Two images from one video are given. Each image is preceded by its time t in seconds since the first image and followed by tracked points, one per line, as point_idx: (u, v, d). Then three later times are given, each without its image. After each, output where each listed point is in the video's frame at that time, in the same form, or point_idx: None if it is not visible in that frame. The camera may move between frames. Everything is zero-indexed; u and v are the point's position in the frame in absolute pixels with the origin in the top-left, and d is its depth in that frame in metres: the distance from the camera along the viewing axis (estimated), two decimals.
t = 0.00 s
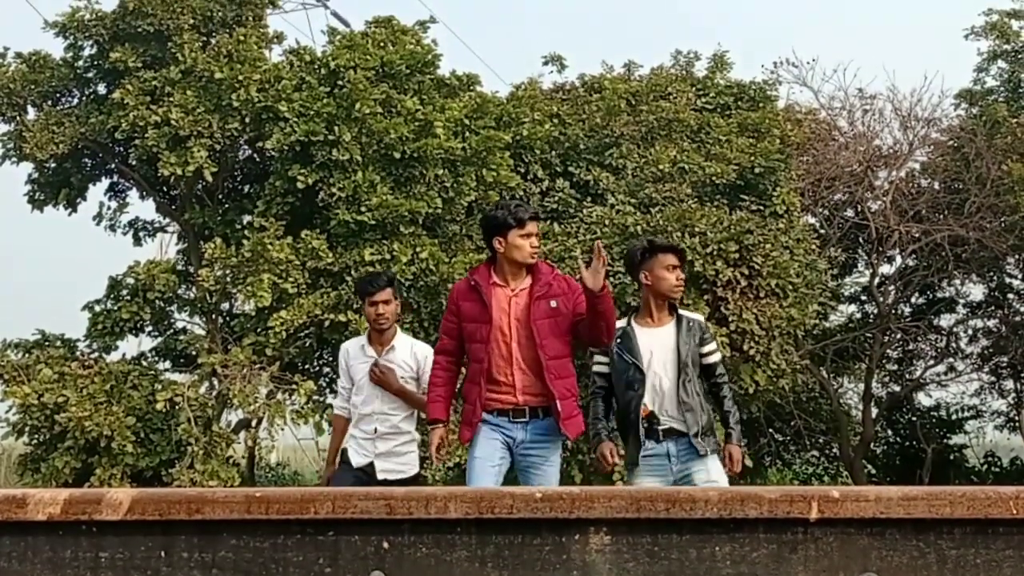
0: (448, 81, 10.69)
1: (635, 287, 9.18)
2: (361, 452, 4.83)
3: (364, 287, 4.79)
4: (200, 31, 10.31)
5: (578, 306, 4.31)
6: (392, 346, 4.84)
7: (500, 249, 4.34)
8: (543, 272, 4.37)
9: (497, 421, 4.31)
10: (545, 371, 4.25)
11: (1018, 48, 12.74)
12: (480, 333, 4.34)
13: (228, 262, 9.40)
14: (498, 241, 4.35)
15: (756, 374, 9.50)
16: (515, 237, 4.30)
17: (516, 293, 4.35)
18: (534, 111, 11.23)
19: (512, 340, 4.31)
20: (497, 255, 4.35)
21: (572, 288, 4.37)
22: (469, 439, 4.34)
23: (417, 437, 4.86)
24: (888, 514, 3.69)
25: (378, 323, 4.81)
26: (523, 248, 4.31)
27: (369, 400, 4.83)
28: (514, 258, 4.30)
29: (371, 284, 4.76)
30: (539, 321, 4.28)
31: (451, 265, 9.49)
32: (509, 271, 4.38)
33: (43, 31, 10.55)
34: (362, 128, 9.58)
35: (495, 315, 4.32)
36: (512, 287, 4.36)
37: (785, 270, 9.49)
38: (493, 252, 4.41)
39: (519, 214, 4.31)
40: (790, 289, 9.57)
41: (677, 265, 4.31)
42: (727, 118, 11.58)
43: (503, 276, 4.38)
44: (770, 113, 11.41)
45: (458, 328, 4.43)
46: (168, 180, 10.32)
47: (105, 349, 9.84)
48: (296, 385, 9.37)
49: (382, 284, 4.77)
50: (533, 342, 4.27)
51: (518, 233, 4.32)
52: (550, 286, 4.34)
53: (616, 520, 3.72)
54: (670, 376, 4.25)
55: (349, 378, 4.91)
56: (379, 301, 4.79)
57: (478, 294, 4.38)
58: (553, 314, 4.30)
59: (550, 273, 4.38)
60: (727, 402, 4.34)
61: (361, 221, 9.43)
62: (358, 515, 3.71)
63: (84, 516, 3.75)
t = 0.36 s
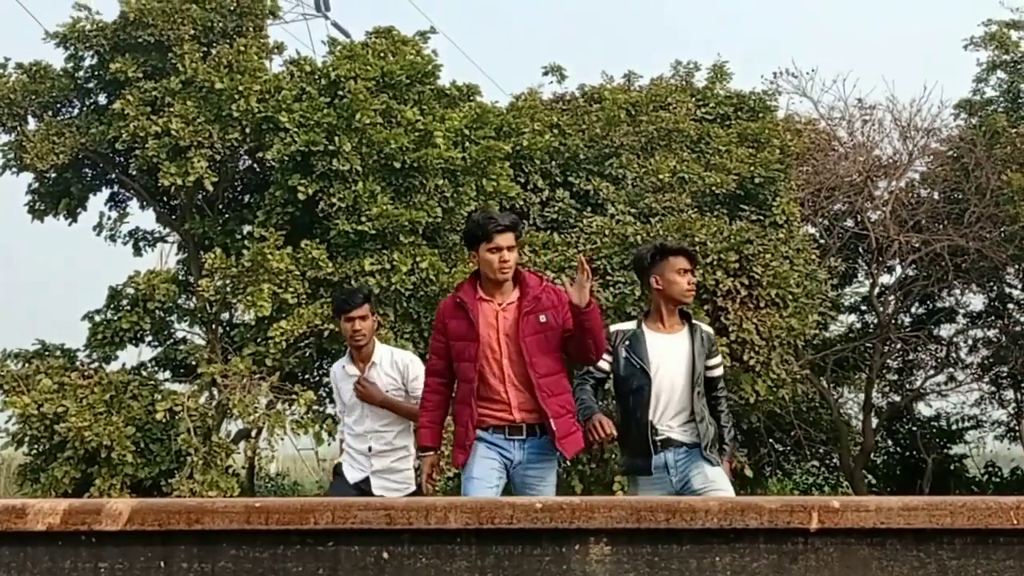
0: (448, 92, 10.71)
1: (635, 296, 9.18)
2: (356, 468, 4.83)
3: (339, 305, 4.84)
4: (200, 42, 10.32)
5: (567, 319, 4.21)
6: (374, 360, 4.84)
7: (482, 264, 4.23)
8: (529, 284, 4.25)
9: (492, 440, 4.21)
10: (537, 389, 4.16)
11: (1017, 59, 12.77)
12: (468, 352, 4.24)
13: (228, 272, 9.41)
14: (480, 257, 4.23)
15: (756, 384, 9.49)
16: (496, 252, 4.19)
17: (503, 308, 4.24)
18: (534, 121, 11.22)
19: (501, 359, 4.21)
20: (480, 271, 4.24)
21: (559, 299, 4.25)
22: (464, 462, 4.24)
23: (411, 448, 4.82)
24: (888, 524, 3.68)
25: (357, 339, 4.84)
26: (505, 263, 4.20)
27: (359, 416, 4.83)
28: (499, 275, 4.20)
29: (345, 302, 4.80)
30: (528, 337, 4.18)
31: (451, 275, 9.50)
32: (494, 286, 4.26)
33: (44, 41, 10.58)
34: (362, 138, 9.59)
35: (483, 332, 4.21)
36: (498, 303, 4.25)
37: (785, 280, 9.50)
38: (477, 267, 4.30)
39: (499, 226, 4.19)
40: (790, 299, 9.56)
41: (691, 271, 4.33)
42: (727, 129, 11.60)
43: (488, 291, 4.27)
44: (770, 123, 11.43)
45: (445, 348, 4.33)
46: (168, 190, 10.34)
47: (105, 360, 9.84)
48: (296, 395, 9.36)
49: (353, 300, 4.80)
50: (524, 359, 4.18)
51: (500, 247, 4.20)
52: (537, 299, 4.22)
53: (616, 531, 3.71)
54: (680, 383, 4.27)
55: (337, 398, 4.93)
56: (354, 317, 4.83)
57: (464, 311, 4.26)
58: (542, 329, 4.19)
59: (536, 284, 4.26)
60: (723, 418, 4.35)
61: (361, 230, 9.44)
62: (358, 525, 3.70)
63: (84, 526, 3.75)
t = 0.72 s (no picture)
0: (448, 101, 10.73)
1: (635, 305, 9.18)
2: (347, 457, 4.81)
3: (314, 290, 4.80)
4: (200, 51, 10.33)
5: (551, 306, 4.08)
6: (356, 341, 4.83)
7: (461, 251, 4.08)
8: (510, 271, 4.12)
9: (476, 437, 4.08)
10: (519, 379, 4.02)
11: (1016, 68, 12.79)
12: (449, 343, 4.09)
13: (228, 282, 9.42)
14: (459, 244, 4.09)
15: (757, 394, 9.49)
16: (476, 237, 4.05)
17: (484, 297, 4.10)
18: (534, 131, 11.24)
19: (483, 349, 4.07)
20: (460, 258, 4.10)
21: (542, 286, 4.13)
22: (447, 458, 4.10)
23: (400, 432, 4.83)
24: (888, 534, 3.67)
25: (335, 323, 4.82)
26: (485, 248, 4.05)
27: (345, 403, 4.81)
28: (478, 262, 4.06)
29: (321, 285, 4.76)
30: (510, 325, 4.04)
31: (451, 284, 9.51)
32: (475, 274, 4.12)
33: (45, 51, 10.60)
34: (362, 148, 9.60)
35: (463, 322, 4.07)
36: (479, 291, 4.11)
37: (785, 289, 9.51)
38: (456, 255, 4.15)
39: (479, 211, 4.05)
40: (790, 309, 9.56)
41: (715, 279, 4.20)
42: (727, 139, 11.61)
43: (468, 280, 4.13)
44: (770, 133, 11.44)
45: (425, 339, 4.18)
46: (168, 199, 10.35)
47: (105, 369, 9.84)
48: (296, 405, 9.35)
49: (330, 282, 4.76)
50: (503, 347, 4.03)
51: (479, 232, 4.06)
52: (519, 288, 4.09)
53: (617, 541, 3.70)
54: (701, 395, 4.13)
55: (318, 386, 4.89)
56: (330, 300, 4.80)
57: (444, 301, 4.12)
58: (524, 317, 4.06)
59: (518, 272, 4.13)
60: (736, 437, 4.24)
61: (361, 240, 9.45)
62: (358, 535, 3.69)
63: (83, 536, 3.74)
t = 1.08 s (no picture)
0: (448, 106, 10.76)
1: (635, 310, 9.19)
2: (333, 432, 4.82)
3: (317, 259, 4.78)
4: (200, 56, 10.34)
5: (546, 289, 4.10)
6: (357, 313, 4.88)
7: (460, 233, 4.08)
8: (506, 256, 4.14)
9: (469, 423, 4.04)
10: (514, 363, 4.02)
11: (1016, 73, 12.82)
12: (444, 325, 4.07)
13: (228, 286, 9.42)
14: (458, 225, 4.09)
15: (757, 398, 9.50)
16: (476, 219, 4.05)
17: (480, 281, 4.11)
18: (534, 136, 11.26)
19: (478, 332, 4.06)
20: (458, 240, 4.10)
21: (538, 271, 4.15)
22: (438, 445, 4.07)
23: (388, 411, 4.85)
24: (889, 539, 3.66)
25: (336, 294, 4.83)
26: (485, 229, 4.06)
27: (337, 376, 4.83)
28: (477, 243, 4.06)
29: (325, 255, 4.76)
30: (507, 308, 4.04)
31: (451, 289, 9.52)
32: (471, 257, 4.13)
33: (45, 55, 10.61)
34: (362, 152, 9.63)
35: (459, 305, 4.06)
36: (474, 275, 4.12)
37: (785, 294, 9.53)
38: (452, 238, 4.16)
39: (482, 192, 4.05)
40: (790, 313, 9.56)
41: (729, 263, 4.30)
42: (727, 143, 11.59)
43: (464, 263, 4.13)
44: (770, 137, 11.40)
45: (416, 323, 4.14)
46: (168, 204, 10.35)
47: (105, 374, 9.83)
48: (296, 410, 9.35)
49: (335, 252, 4.76)
50: (498, 330, 4.02)
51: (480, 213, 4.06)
52: (516, 271, 4.10)
53: (617, 545, 3.69)
54: (719, 381, 4.20)
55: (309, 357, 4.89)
56: (333, 269, 4.80)
57: (440, 284, 4.11)
58: (520, 300, 4.07)
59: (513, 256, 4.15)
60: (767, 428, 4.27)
61: (361, 244, 9.45)
62: (358, 539, 3.69)
63: (83, 541, 3.74)
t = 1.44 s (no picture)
0: (448, 107, 10.77)
1: (634, 312, 9.19)
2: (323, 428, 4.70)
3: (322, 253, 4.70)
4: (200, 58, 10.34)
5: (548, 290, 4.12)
6: (361, 312, 4.82)
7: (466, 230, 4.09)
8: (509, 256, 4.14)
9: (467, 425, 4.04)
10: (515, 364, 4.02)
11: (1016, 75, 12.83)
12: (446, 325, 4.06)
13: (228, 288, 9.41)
14: (463, 222, 4.09)
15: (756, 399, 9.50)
16: (484, 217, 4.07)
17: (483, 280, 4.11)
18: (535, 137, 11.27)
19: (480, 332, 4.05)
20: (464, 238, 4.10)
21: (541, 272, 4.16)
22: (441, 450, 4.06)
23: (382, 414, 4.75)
24: (889, 541, 3.65)
25: (339, 291, 4.75)
26: (492, 227, 4.07)
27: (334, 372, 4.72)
28: (483, 241, 4.07)
29: (332, 250, 4.67)
30: (510, 308, 4.05)
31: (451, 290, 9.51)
32: (474, 257, 4.13)
33: (46, 57, 10.62)
34: (362, 154, 9.64)
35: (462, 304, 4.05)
36: (478, 275, 4.11)
37: (784, 296, 9.52)
38: (456, 236, 4.15)
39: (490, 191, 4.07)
40: (790, 315, 9.54)
41: (728, 245, 4.17)
42: (727, 145, 11.57)
43: (467, 262, 4.12)
44: (769, 139, 11.40)
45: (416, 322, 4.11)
46: (167, 205, 10.34)
47: (105, 376, 9.83)
48: (296, 412, 9.35)
49: (342, 248, 4.68)
50: (503, 332, 4.02)
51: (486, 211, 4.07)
52: (519, 270, 4.11)
53: (617, 547, 3.68)
54: (721, 364, 4.08)
55: (305, 352, 4.79)
56: (337, 265, 4.72)
57: (442, 283, 4.10)
58: (523, 301, 4.08)
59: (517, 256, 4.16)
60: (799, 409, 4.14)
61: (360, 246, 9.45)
62: (358, 541, 3.69)
63: (82, 543, 3.74)
